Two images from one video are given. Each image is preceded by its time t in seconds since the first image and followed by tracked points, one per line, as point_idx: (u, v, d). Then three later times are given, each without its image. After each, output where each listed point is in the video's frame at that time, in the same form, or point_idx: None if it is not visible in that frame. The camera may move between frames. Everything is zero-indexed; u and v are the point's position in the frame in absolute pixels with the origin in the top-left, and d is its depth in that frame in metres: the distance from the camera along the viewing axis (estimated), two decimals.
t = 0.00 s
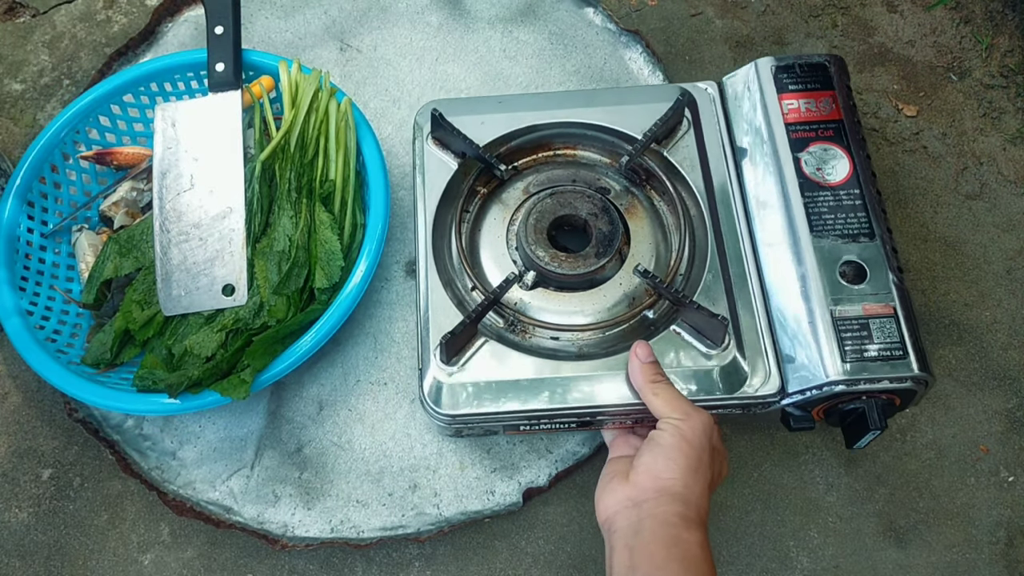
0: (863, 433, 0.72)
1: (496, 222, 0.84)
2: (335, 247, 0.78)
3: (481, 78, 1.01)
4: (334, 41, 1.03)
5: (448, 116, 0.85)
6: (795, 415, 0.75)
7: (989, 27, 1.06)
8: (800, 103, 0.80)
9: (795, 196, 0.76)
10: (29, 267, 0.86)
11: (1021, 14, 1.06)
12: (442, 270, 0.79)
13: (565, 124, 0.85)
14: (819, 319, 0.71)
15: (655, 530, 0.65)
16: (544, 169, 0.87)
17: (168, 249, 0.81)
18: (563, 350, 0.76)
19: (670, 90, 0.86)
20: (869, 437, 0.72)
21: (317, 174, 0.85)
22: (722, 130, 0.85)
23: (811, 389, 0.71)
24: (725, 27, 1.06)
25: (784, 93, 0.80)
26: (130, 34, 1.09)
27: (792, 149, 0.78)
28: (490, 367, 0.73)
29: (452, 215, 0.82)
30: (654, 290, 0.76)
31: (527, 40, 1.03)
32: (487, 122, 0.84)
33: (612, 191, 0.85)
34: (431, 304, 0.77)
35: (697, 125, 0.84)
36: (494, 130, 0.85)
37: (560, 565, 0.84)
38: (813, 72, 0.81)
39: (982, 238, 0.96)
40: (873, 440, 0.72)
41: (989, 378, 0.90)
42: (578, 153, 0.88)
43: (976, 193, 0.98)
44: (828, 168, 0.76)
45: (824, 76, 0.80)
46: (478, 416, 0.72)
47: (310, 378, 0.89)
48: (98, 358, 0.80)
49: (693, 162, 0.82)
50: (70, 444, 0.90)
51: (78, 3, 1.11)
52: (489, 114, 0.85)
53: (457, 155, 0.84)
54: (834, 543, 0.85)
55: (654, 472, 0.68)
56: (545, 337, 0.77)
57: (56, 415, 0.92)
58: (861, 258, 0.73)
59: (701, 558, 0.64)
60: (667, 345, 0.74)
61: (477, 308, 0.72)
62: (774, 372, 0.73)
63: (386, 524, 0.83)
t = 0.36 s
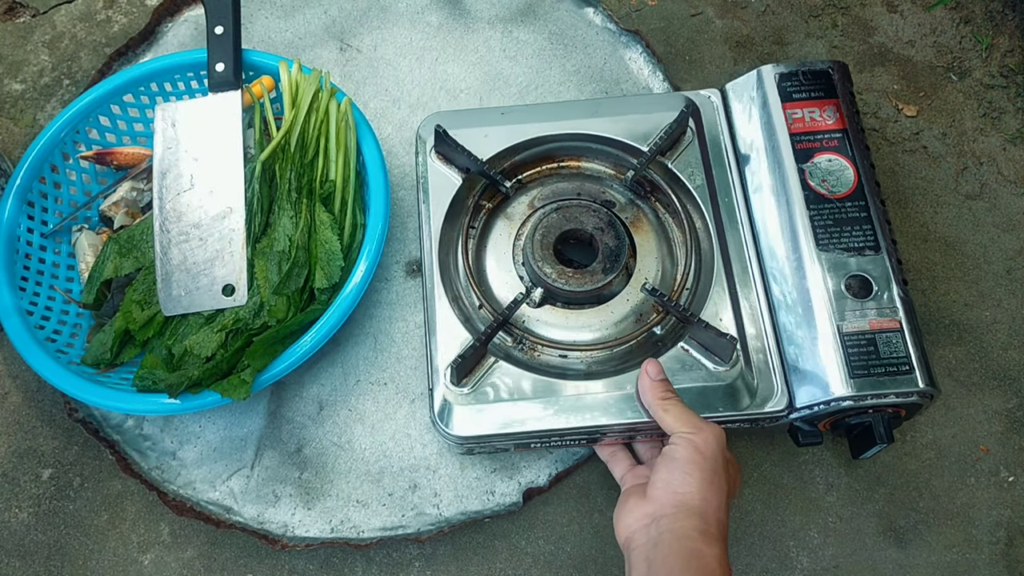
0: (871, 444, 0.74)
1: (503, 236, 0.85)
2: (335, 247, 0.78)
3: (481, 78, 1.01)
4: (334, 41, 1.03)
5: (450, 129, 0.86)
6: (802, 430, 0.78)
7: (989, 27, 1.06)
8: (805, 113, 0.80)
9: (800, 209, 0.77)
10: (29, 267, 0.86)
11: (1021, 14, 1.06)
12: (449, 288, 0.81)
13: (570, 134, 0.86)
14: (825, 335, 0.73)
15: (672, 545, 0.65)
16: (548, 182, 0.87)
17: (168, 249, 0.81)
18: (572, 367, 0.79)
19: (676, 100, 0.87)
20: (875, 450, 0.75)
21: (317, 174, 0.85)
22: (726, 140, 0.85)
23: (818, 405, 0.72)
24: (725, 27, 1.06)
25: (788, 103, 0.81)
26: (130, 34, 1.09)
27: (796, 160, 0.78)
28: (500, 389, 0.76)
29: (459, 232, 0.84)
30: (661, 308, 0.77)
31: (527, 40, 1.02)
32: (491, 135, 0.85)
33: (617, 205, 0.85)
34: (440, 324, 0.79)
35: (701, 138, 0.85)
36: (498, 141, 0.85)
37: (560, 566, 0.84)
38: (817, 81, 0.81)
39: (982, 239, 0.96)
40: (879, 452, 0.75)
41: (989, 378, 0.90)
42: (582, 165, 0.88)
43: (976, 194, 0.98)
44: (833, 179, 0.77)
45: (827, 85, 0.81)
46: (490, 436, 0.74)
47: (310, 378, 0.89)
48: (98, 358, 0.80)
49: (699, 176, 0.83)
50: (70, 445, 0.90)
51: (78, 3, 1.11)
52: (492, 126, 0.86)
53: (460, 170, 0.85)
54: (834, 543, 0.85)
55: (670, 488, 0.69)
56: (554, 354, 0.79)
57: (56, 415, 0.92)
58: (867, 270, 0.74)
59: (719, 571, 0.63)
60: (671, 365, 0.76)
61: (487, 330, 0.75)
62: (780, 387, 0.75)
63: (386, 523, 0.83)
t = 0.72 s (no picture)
0: (871, 451, 0.74)
1: (505, 235, 0.85)
2: (335, 247, 0.78)
3: (481, 78, 1.01)
4: (334, 41, 1.03)
5: (455, 128, 0.86)
6: (803, 435, 0.77)
7: (989, 28, 1.06)
8: (810, 118, 0.79)
9: (803, 211, 0.76)
10: (29, 267, 0.86)
11: (1021, 14, 1.06)
12: (450, 286, 0.82)
13: (573, 137, 0.86)
14: (827, 340, 0.72)
15: (673, 546, 0.63)
16: (551, 183, 0.87)
17: (168, 249, 0.81)
18: (572, 367, 0.79)
19: (680, 102, 0.87)
20: (875, 456, 0.74)
21: (317, 174, 0.84)
22: (730, 143, 0.85)
23: (819, 410, 0.72)
24: (725, 27, 1.06)
25: (793, 108, 0.80)
26: (130, 34, 1.09)
27: (801, 166, 0.78)
28: (498, 387, 0.76)
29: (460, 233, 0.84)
30: (662, 308, 0.78)
31: (527, 40, 1.02)
32: (495, 134, 0.86)
33: (620, 205, 0.85)
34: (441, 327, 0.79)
35: (705, 141, 0.85)
36: (501, 141, 0.85)
37: (560, 566, 0.84)
38: (823, 86, 0.81)
39: (982, 239, 0.96)
40: (880, 459, 0.74)
41: (989, 378, 0.90)
42: (586, 165, 0.88)
43: (976, 194, 0.98)
44: (837, 186, 0.77)
45: (833, 90, 0.80)
46: (487, 437, 0.75)
47: (310, 379, 0.89)
48: (98, 358, 0.80)
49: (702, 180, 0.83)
50: (70, 445, 0.90)
51: (78, 3, 1.11)
52: (495, 126, 0.86)
53: (464, 169, 0.85)
54: (834, 543, 0.85)
55: (668, 489, 0.67)
56: (554, 354, 0.79)
57: (56, 415, 0.92)
58: (870, 278, 0.74)
59: (720, 570, 0.61)
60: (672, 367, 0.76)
61: (487, 329, 0.75)
62: (781, 391, 0.75)
63: (386, 524, 0.83)
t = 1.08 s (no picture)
0: (857, 456, 0.76)
1: (504, 237, 0.85)
2: (335, 248, 0.78)
3: (481, 79, 1.01)
4: (334, 41, 1.03)
5: (456, 129, 0.86)
6: (791, 440, 0.79)
7: (989, 28, 1.06)
8: (810, 121, 0.79)
9: (800, 217, 0.77)
10: (29, 268, 0.86)
11: (1021, 14, 1.06)
12: (450, 287, 0.82)
13: (575, 137, 0.86)
14: (818, 348, 0.73)
15: None
16: (551, 184, 0.87)
17: (169, 250, 0.81)
18: (568, 370, 0.79)
19: (681, 102, 0.87)
20: (862, 461, 0.77)
21: (317, 175, 0.85)
22: (730, 144, 0.85)
23: (808, 417, 0.74)
24: (726, 27, 1.06)
25: (793, 109, 0.80)
26: (130, 34, 1.09)
27: (799, 169, 0.78)
28: (495, 390, 0.76)
29: (459, 236, 0.84)
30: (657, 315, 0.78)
31: (527, 40, 1.02)
32: (495, 135, 0.86)
33: (619, 207, 0.85)
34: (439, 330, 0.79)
35: (706, 141, 0.85)
36: (501, 141, 0.85)
37: (560, 565, 0.84)
38: (825, 86, 0.80)
39: (982, 239, 0.96)
40: (866, 464, 0.77)
41: (989, 378, 0.90)
42: (586, 166, 0.88)
43: (976, 194, 0.98)
44: (835, 191, 0.77)
45: (835, 90, 0.80)
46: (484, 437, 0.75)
47: (310, 379, 0.89)
48: (99, 359, 0.80)
49: (702, 182, 0.83)
50: (70, 445, 0.90)
51: (78, 3, 1.11)
52: (496, 125, 0.86)
53: (464, 170, 0.84)
54: (834, 543, 0.85)
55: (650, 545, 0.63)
56: (550, 357, 0.79)
57: (56, 415, 0.92)
58: (863, 285, 0.75)
59: None
60: (668, 370, 0.76)
61: (484, 334, 0.76)
62: (772, 396, 0.76)
63: (386, 524, 0.83)
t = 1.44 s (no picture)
0: (857, 455, 0.77)
1: (504, 237, 0.85)
2: (335, 248, 0.78)
3: (481, 79, 1.01)
4: (334, 41, 1.03)
5: (456, 129, 0.86)
6: (791, 440, 0.79)
7: (989, 28, 1.06)
8: (811, 120, 0.79)
9: (800, 218, 0.77)
10: (29, 268, 0.86)
11: (1021, 14, 1.06)
12: (450, 287, 0.82)
13: (575, 138, 0.86)
14: (818, 347, 0.73)
15: None
16: (551, 184, 0.87)
17: (169, 250, 0.81)
18: (568, 370, 0.79)
19: (681, 102, 0.87)
20: (862, 461, 0.77)
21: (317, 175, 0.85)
22: (731, 144, 0.85)
23: (807, 417, 0.74)
24: (726, 27, 1.06)
25: (794, 109, 0.80)
26: (130, 34, 1.09)
27: (800, 169, 0.78)
28: (495, 390, 0.76)
29: (458, 236, 0.84)
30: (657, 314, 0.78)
31: (527, 40, 1.02)
32: (496, 134, 0.86)
33: (619, 207, 0.85)
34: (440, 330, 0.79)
35: (706, 141, 0.85)
36: (501, 141, 0.85)
37: (560, 565, 0.84)
38: (825, 86, 0.80)
39: (982, 239, 0.96)
40: (866, 464, 0.77)
41: (989, 378, 0.90)
42: (586, 166, 0.88)
43: (976, 194, 0.98)
44: (836, 191, 0.77)
45: (835, 90, 0.80)
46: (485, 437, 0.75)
47: (310, 378, 0.89)
48: (99, 359, 0.80)
49: (702, 181, 0.83)
50: (70, 445, 0.90)
51: (78, 3, 1.11)
52: (496, 125, 0.86)
53: (464, 170, 0.84)
54: (834, 543, 0.85)
55: None
56: (550, 357, 0.79)
57: (56, 415, 0.92)
58: (863, 285, 0.75)
59: None
60: (668, 370, 0.76)
61: (484, 334, 0.76)
62: (772, 396, 0.76)
63: (386, 524, 0.83)
